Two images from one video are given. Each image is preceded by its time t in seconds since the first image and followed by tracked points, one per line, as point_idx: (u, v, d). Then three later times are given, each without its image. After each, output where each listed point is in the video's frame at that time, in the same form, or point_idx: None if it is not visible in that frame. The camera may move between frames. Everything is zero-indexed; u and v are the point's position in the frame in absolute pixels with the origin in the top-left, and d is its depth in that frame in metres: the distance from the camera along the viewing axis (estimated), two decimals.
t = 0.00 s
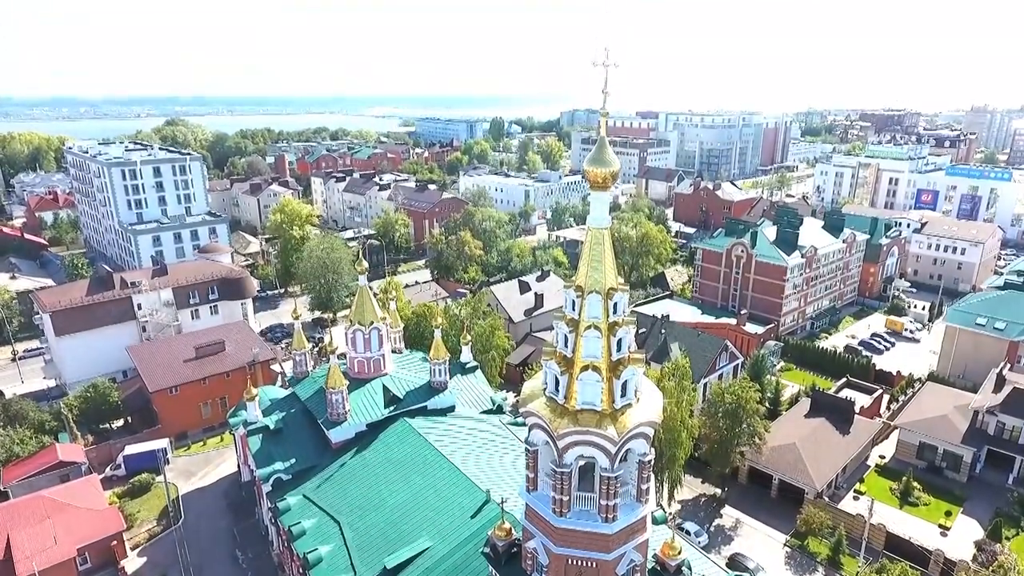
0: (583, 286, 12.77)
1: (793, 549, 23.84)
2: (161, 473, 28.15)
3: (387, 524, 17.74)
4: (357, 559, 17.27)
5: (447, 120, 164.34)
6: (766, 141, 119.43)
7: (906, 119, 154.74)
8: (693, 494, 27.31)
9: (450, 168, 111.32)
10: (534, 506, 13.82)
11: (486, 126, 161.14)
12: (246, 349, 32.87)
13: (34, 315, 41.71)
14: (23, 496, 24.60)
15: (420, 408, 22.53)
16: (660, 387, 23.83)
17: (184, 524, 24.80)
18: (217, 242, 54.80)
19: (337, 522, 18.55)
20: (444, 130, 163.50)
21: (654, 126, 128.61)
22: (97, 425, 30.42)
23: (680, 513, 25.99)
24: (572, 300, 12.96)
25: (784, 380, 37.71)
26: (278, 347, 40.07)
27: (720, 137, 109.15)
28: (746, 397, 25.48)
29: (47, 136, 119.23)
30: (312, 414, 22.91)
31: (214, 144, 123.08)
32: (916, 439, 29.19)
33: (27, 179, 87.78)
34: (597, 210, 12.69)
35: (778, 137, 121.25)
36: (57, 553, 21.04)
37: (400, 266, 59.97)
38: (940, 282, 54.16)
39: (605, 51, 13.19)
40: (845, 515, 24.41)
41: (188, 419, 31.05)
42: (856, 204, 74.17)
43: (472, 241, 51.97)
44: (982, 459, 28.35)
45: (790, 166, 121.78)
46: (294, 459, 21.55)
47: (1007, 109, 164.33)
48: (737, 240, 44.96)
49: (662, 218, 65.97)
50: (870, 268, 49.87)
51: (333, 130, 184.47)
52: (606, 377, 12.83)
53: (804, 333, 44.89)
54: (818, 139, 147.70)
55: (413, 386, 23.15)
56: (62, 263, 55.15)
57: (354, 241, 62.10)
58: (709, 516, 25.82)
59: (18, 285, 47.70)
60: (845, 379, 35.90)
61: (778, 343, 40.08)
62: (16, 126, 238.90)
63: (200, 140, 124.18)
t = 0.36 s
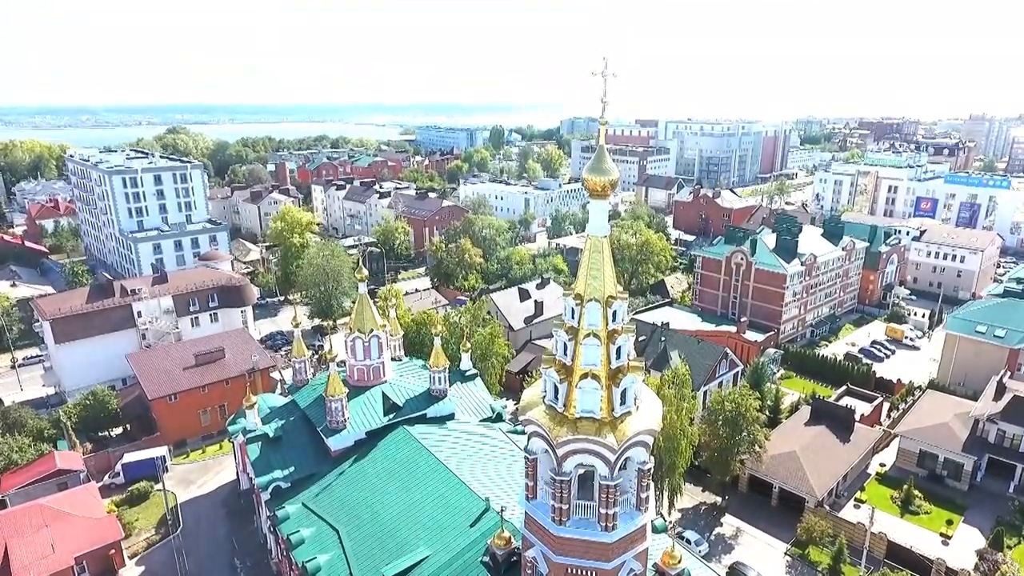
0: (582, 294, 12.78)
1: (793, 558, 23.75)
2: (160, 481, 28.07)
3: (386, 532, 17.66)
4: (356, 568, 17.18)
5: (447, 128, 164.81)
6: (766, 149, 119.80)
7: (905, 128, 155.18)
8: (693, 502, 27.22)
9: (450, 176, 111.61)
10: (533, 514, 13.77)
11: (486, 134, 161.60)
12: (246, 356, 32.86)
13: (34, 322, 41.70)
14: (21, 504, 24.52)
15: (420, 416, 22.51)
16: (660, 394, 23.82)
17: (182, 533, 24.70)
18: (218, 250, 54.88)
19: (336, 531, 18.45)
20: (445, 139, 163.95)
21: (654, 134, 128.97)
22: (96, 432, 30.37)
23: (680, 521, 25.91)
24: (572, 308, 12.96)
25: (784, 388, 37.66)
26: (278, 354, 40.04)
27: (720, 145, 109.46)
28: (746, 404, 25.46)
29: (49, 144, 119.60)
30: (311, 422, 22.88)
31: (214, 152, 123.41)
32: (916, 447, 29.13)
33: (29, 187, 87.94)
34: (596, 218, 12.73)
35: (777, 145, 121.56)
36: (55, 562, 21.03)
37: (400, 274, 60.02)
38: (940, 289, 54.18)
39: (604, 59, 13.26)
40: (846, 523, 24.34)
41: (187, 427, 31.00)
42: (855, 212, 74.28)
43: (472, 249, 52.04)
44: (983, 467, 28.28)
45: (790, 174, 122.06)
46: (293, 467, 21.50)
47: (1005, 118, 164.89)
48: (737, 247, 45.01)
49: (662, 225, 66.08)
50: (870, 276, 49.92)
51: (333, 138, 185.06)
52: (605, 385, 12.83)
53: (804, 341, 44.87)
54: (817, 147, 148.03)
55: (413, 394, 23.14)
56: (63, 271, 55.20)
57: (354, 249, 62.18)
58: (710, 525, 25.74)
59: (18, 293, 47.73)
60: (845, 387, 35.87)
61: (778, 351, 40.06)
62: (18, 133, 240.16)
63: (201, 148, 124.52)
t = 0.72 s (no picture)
0: (581, 301, 12.77)
1: (794, 566, 23.65)
2: (158, 489, 27.97)
3: (385, 540, 17.60)
4: None
5: (448, 136, 165.17)
6: (765, 156, 119.98)
7: (904, 135, 155.45)
8: (693, 510, 27.12)
9: (451, 183, 111.80)
10: (533, 522, 13.72)
11: (487, 142, 161.94)
12: (246, 363, 32.85)
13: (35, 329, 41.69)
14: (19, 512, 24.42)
15: (419, 423, 22.47)
16: (659, 401, 23.78)
17: (181, 540, 24.63)
18: (218, 257, 54.91)
19: (335, 539, 18.38)
20: (446, 146, 164.25)
21: (653, 142, 129.19)
22: (95, 439, 30.29)
23: (680, 529, 25.82)
24: (571, 315, 12.94)
25: (784, 395, 37.58)
26: (277, 361, 40.01)
27: (719, 153, 109.69)
28: (746, 411, 25.43)
29: (49, 151, 119.79)
30: (310, 430, 22.84)
31: (215, 160, 123.66)
32: (917, 455, 29.04)
33: (30, 195, 88.06)
34: (595, 226, 12.77)
35: (776, 153, 121.78)
36: (52, 569, 20.86)
37: (400, 281, 60.03)
38: (940, 296, 54.16)
39: (602, 66, 13.27)
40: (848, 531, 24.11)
41: (186, 434, 30.93)
42: (855, 219, 74.35)
43: (472, 256, 52.06)
44: (984, 475, 28.19)
45: (789, 181, 122.23)
46: (292, 474, 21.44)
47: (1004, 125, 165.25)
48: (736, 254, 45.03)
49: (662, 233, 66.14)
50: (869, 283, 49.93)
51: (333, 146, 185.57)
52: (604, 393, 12.82)
53: (804, 348, 44.84)
54: (817, 155, 148.21)
55: (413, 401, 23.11)
56: (63, 278, 55.22)
57: (354, 256, 62.22)
58: (710, 533, 25.63)
59: (18, 299, 47.70)
60: (845, 394, 35.83)
61: (778, 358, 40.02)
62: (18, 141, 241.21)
63: (202, 155, 124.73)
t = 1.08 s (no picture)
0: (581, 308, 12.77)
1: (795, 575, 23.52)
2: (156, 496, 27.86)
3: (384, 548, 17.51)
4: None
5: (448, 143, 165.60)
6: (765, 164, 120.24)
7: (903, 142, 155.74)
8: (693, 518, 27.02)
9: (450, 191, 112.00)
10: (532, 531, 13.67)
11: (487, 149, 162.36)
12: (245, 370, 32.81)
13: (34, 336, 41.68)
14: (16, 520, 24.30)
15: (419, 430, 22.44)
16: (659, 409, 23.74)
17: (179, 548, 24.51)
18: (218, 263, 54.95)
19: (334, 547, 18.29)
20: (446, 153, 164.62)
21: (653, 149, 129.49)
22: (94, 447, 30.23)
23: (681, 537, 25.73)
24: (570, 322, 12.94)
25: (784, 403, 37.52)
26: (277, 368, 39.97)
27: (719, 160, 109.99)
28: (747, 418, 25.37)
29: (51, 158, 120.07)
30: (310, 437, 22.78)
31: (215, 167, 123.91)
32: (919, 463, 28.94)
33: (31, 202, 88.22)
34: (594, 233, 12.81)
35: (776, 160, 122.05)
36: None
37: (400, 288, 60.07)
38: (940, 304, 54.16)
39: (602, 74, 13.31)
40: (848, 540, 24.05)
41: (184, 442, 30.84)
42: (855, 226, 74.44)
43: (472, 263, 52.08)
44: (986, 482, 28.06)
45: (789, 189, 122.47)
46: (291, 482, 21.36)
47: (1002, 133, 165.79)
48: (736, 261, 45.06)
49: (662, 240, 66.23)
50: (869, 290, 49.94)
51: (334, 153, 186.14)
52: (604, 400, 12.79)
53: (804, 355, 44.80)
54: (817, 162, 148.60)
55: (413, 409, 23.07)
56: (63, 284, 55.25)
57: (354, 263, 62.27)
58: (711, 541, 25.53)
59: (18, 306, 47.71)
60: (845, 402, 35.77)
61: (778, 365, 39.97)
62: (20, 148, 242.86)
63: (202, 162, 125.05)
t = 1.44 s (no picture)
0: (581, 315, 12.77)
1: None
2: (155, 504, 27.76)
3: (383, 556, 17.43)
4: None
5: (449, 151, 165.84)
6: (765, 171, 120.37)
7: (902, 149, 156.00)
8: (693, 526, 26.92)
9: (451, 198, 112.15)
10: (532, 538, 13.60)
11: (487, 156, 162.65)
12: (245, 377, 32.74)
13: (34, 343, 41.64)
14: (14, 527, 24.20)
15: (418, 437, 22.39)
16: (660, 417, 23.69)
17: (177, 556, 24.42)
18: (218, 270, 54.97)
19: (333, 555, 18.21)
20: (446, 160, 164.81)
21: (653, 156, 129.67)
22: (93, 454, 30.17)
23: (681, 545, 25.63)
24: (571, 330, 12.93)
25: (785, 410, 37.45)
26: (277, 375, 39.92)
27: (719, 167, 110.15)
28: (747, 426, 25.33)
29: (52, 165, 120.26)
30: (309, 444, 22.73)
31: (216, 174, 124.04)
32: (920, 470, 28.82)
33: (31, 208, 88.31)
34: (594, 241, 12.85)
35: (776, 167, 122.23)
36: None
37: (400, 294, 60.05)
38: (940, 310, 54.13)
39: (601, 82, 13.33)
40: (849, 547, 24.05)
41: (183, 449, 30.77)
42: (855, 233, 74.47)
43: (473, 269, 52.07)
44: (987, 490, 27.97)
45: (789, 196, 122.58)
46: (290, 489, 21.31)
47: (1002, 140, 166.12)
48: (736, 268, 45.06)
49: (662, 246, 66.26)
50: (870, 297, 49.90)
51: (334, 160, 186.60)
52: (604, 408, 12.77)
53: (805, 362, 44.74)
54: (817, 169, 148.65)
55: (412, 416, 23.04)
56: (64, 291, 55.28)
57: (354, 270, 62.29)
58: (711, 549, 25.44)
59: (18, 312, 47.69)
60: (846, 409, 35.70)
61: (778, 372, 39.89)
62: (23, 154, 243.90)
63: (203, 169, 125.25)
